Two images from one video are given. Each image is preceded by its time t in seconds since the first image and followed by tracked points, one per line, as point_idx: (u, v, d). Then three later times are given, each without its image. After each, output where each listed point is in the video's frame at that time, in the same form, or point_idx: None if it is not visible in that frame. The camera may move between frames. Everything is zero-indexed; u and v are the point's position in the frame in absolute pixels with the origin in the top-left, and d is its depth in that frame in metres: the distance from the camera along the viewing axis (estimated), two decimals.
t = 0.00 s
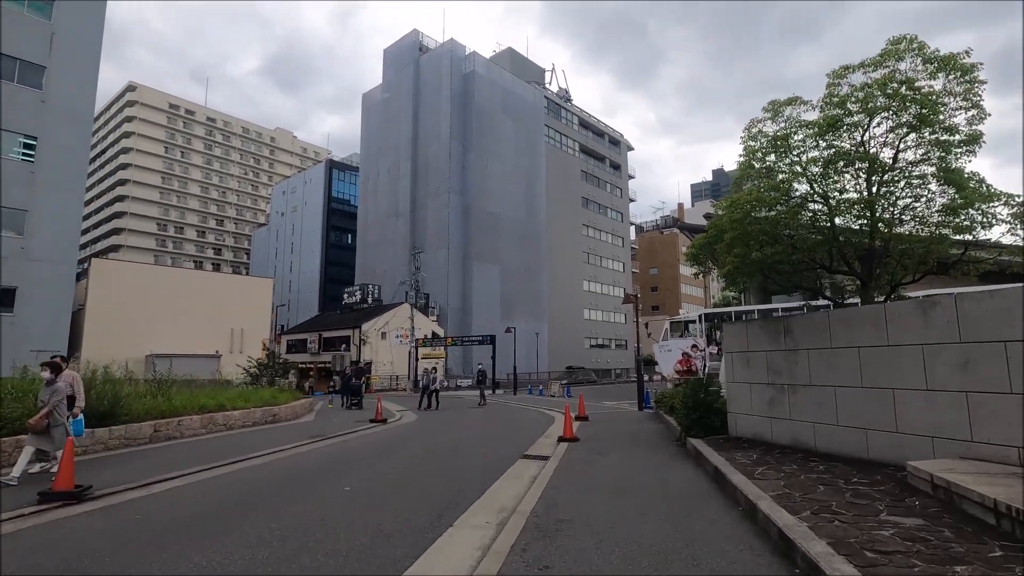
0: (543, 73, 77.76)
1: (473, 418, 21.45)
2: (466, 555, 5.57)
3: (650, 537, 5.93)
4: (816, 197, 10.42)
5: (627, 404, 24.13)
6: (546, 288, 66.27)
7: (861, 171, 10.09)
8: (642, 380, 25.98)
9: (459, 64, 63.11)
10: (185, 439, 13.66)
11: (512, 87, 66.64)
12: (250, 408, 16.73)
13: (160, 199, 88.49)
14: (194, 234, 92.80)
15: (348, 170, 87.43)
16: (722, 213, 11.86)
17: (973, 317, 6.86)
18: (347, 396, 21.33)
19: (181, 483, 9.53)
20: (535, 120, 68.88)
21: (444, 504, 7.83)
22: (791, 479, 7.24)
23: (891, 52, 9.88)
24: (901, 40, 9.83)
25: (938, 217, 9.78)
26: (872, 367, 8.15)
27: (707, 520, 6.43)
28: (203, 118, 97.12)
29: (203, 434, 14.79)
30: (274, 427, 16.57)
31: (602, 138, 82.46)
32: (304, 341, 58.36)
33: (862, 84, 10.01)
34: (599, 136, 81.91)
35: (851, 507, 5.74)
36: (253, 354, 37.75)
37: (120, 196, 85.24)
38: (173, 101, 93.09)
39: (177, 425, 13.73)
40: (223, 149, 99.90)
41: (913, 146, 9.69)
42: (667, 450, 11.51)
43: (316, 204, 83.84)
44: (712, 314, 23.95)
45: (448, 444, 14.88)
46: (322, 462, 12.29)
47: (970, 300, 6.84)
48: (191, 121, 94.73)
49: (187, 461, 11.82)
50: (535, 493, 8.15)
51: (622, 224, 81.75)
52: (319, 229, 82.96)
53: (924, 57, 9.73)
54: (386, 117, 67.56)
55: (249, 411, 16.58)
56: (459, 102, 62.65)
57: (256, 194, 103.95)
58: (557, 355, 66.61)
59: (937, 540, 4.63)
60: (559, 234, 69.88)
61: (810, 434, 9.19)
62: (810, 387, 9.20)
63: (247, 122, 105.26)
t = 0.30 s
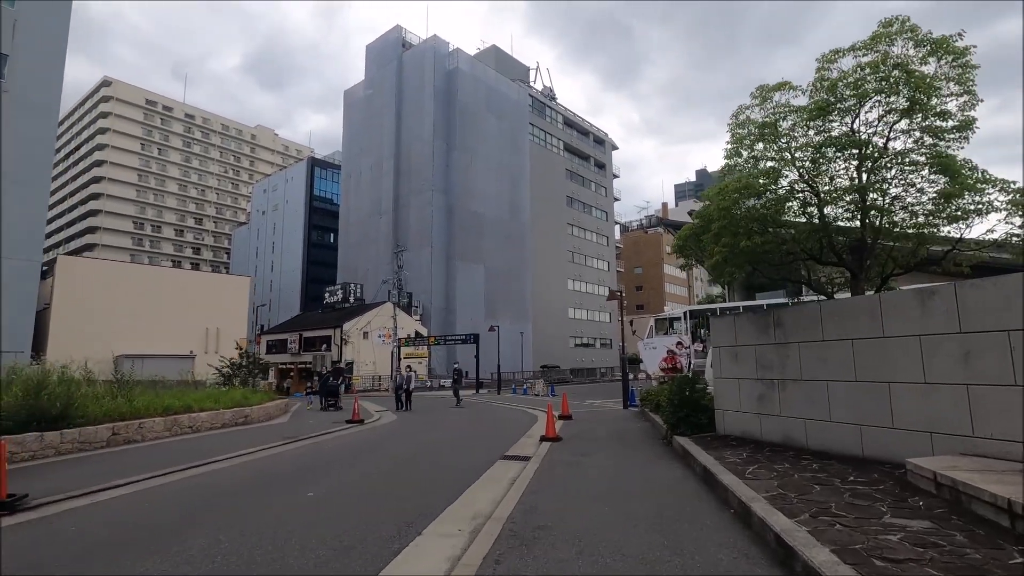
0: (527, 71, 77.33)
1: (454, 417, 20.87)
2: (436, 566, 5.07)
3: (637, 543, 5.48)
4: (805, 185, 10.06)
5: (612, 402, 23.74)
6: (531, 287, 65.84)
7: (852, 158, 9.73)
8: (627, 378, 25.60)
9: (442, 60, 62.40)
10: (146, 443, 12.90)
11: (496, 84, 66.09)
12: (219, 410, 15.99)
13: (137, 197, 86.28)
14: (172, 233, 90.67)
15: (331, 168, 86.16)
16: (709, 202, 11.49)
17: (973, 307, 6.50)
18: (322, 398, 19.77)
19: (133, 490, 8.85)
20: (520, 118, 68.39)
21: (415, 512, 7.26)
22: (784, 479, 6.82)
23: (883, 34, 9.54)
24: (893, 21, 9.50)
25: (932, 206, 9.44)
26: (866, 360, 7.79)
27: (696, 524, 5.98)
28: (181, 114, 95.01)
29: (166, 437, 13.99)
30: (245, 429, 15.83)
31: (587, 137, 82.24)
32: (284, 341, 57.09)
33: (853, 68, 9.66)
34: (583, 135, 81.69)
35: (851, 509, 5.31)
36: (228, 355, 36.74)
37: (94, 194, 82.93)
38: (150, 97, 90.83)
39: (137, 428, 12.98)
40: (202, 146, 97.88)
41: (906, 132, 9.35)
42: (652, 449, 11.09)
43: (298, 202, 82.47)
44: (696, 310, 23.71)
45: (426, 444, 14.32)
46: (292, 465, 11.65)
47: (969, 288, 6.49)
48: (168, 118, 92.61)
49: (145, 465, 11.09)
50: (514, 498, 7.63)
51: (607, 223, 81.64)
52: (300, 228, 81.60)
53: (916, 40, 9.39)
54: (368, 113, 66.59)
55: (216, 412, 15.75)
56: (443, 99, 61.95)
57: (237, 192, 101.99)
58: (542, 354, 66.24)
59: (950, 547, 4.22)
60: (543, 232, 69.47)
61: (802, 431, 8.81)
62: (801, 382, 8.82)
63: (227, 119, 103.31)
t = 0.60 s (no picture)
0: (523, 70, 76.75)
1: (447, 419, 20.34)
2: None
3: (634, 565, 4.99)
4: (810, 178, 9.55)
5: (608, 404, 23.30)
6: (526, 286, 65.30)
7: (859, 149, 9.27)
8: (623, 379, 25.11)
9: (437, 58, 61.80)
10: (119, 449, 12.31)
11: (491, 82, 65.52)
12: (201, 414, 15.40)
13: (129, 196, 85.18)
14: (165, 232, 89.69)
15: (325, 167, 85.42)
16: (709, 196, 10.97)
17: (997, 306, 6.00)
18: (310, 400, 18.95)
19: (96, 503, 8.28)
20: (515, 116, 67.84)
21: (394, 527, 6.70)
22: (793, 491, 6.32)
23: (893, 18, 9.06)
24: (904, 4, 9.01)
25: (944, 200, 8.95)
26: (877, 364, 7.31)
27: (698, 543, 5.50)
28: (174, 112, 94.04)
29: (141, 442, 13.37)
30: (227, 434, 15.25)
31: (583, 135, 81.72)
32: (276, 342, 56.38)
33: (861, 54, 9.15)
34: (579, 134, 81.17)
35: (870, 529, 4.82)
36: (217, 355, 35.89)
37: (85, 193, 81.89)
38: (142, 95, 89.80)
39: (110, 434, 12.38)
40: (195, 145, 96.94)
41: (915, 122, 8.89)
42: (649, 455, 10.60)
43: (291, 201, 81.71)
44: (694, 311, 23.24)
45: (415, 446, 13.81)
46: (274, 470, 11.15)
47: (992, 286, 5.99)
48: (161, 116, 91.58)
49: (116, 472, 10.53)
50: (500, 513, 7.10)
51: (603, 223, 81.17)
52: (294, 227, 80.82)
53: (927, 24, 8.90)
54: (362, 111, 65.92)
55: (196, 416, 15.13)
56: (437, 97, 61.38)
57: (230, 191, 101.07)
58: (537, 355, 65.71)
59: None
60: (539, 232, 68.92)
61: (808, 438, 8.31)
62: (807, 385, 8.34)
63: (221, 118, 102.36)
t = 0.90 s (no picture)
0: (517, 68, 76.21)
1: (436, 420, 19.78)
2: None
3: None
4: (810, 164, 9.04)
5: (600, 404, 22.80)
6: (520, 285, 64.76)
7: (862, 133, 8.76)
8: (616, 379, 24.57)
9: (429, 55, 61.16)
10: (85, 451, 11.70)
11: (485, 80, 64.93)
12: (176, 414, 14.75)
13: (118, 194, 84.01)
14: (155, 230, 88.55)
15: (317, 165, 84.57)
16: (706, 182, 10.44)
17: (1015, 294, 5.53)
18: (292, 400, 18.27)
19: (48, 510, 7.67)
20: (509, 114, 67.25)
21: (363, 538, 6.14)
22: (798, 496, 5.81)
23: None
24: None
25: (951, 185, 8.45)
26: (884, 358, 6.84)
27: (696, 554, 5.01)
28: (165, 110, 92.94)
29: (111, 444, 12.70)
30: (204, 435, 14.64)
31: (577, 134, 81.21)
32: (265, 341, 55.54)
33: (865, 32, 8.66)
34: (573, 132, 80.61)
35: (885, 541, 4.33)
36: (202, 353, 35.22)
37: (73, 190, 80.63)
38: (132, 92, 88.64)
39: (75, 435, 11.75)
40: (186, 143, 95.83)
41: (924, 103, 8.36)
42: (642, 457, 10.11)
43: (283, 199, 80.81)
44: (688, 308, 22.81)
45: (399, 448, 13.24)
46: (248, 473, 10.57)
47: (1011, 272, 5.51)
48: (151, 113, 90.41)
49: (77, 475, 9.92)
50: (480, 521, 6.56)
51: (597, 222, 80.72)
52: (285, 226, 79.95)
53: None
54: (354, 108, 65.18)
55: (169, 416, 14.49)
56: (430, 94, 60.72)
57: (221, 189, 100.00)
58: (531, 354, 65.20)
59: None
60: (533, 230, 68.34)
61: (810, 438, 7.82)
62: (808, 382, 7.86)
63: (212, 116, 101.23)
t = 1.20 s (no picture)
0: (512, 64, 75.57)
1: (427, 420, 19.33)
2: None
3: None
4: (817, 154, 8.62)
5: (596, 403, 22.35)
6: (515, 283, 64.27)
7: (872, 121, 8.37)
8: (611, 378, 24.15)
9: (424, 50, 60.57)
10: (56, 456, 11.15)
11: (480, 76, 64.38)
12: (155, 416, 14.17)
13: (108, 190, 82.81)
14: (147, 228, 87.51)
15: (310, 162, 83.76)
16: (707, 173, 10.00)
17: None
18: (279, 401, 17.75)
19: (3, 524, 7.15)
20: (504, 110, 66.69)
21: (337, 559, 5.61)
22: (810, 510, 5.35)
23: None
24: None
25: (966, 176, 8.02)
26: (899, 361, 6.41)
27: None
28: (156, 106, 91.79)
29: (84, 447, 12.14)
30: (184, 437, 14.09)
31: (572, 131, 80.73)
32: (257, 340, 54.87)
33: (875, 15, 8.25)
34: (569, 129, 80.09)
35: (915, 564, 3.90)
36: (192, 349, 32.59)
37: (63, 187, 79.43)
38: (123, 87, 87.41)
39: (45, 439, 11.19)
40: (178, 139, 94.73)
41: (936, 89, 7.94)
42: (638, 461, 9.70)
43: (276, 196, 79.99)
44: (686, 305, 22.44)
45: (386, 450, 12.74)
46: (225, 480, 10.02)
47: None
48: (142, 109, 89.25)
49: (42, 484, 9.33)
50: (466, 538, 6.03)
51: (593, 219, 80.29)
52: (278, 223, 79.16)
53: None
54: (347, 104, 64.52)
55: (147, 418, 13.92)
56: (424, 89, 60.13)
57: (214, 186, 98.99)
58: (527, 353, 64.79)
59: None
60: (528, 227, 67.79)
61: (818, 444, 7.38)
62: (816, 384, 7.42)
63: (204, 112, 100.13)
